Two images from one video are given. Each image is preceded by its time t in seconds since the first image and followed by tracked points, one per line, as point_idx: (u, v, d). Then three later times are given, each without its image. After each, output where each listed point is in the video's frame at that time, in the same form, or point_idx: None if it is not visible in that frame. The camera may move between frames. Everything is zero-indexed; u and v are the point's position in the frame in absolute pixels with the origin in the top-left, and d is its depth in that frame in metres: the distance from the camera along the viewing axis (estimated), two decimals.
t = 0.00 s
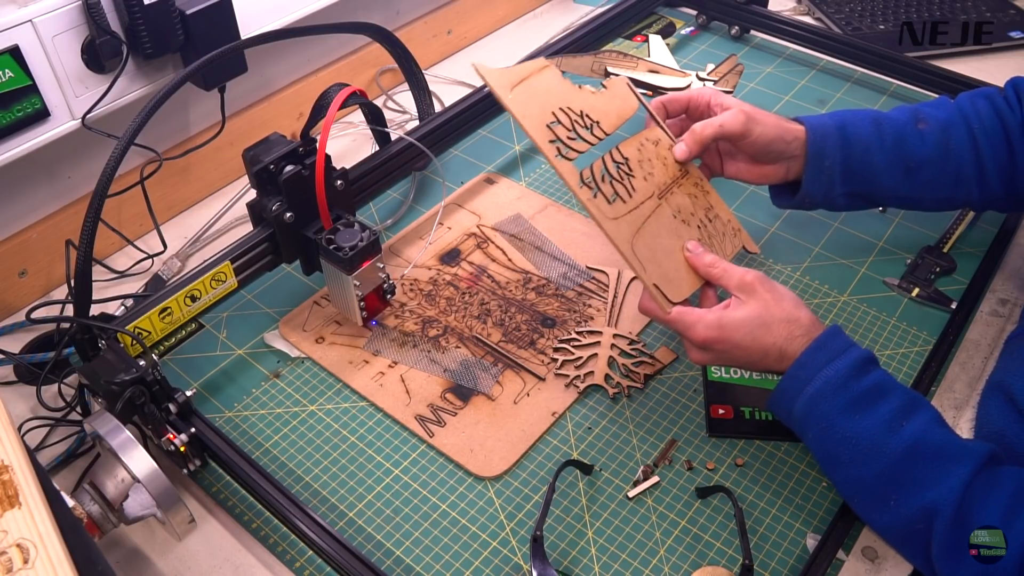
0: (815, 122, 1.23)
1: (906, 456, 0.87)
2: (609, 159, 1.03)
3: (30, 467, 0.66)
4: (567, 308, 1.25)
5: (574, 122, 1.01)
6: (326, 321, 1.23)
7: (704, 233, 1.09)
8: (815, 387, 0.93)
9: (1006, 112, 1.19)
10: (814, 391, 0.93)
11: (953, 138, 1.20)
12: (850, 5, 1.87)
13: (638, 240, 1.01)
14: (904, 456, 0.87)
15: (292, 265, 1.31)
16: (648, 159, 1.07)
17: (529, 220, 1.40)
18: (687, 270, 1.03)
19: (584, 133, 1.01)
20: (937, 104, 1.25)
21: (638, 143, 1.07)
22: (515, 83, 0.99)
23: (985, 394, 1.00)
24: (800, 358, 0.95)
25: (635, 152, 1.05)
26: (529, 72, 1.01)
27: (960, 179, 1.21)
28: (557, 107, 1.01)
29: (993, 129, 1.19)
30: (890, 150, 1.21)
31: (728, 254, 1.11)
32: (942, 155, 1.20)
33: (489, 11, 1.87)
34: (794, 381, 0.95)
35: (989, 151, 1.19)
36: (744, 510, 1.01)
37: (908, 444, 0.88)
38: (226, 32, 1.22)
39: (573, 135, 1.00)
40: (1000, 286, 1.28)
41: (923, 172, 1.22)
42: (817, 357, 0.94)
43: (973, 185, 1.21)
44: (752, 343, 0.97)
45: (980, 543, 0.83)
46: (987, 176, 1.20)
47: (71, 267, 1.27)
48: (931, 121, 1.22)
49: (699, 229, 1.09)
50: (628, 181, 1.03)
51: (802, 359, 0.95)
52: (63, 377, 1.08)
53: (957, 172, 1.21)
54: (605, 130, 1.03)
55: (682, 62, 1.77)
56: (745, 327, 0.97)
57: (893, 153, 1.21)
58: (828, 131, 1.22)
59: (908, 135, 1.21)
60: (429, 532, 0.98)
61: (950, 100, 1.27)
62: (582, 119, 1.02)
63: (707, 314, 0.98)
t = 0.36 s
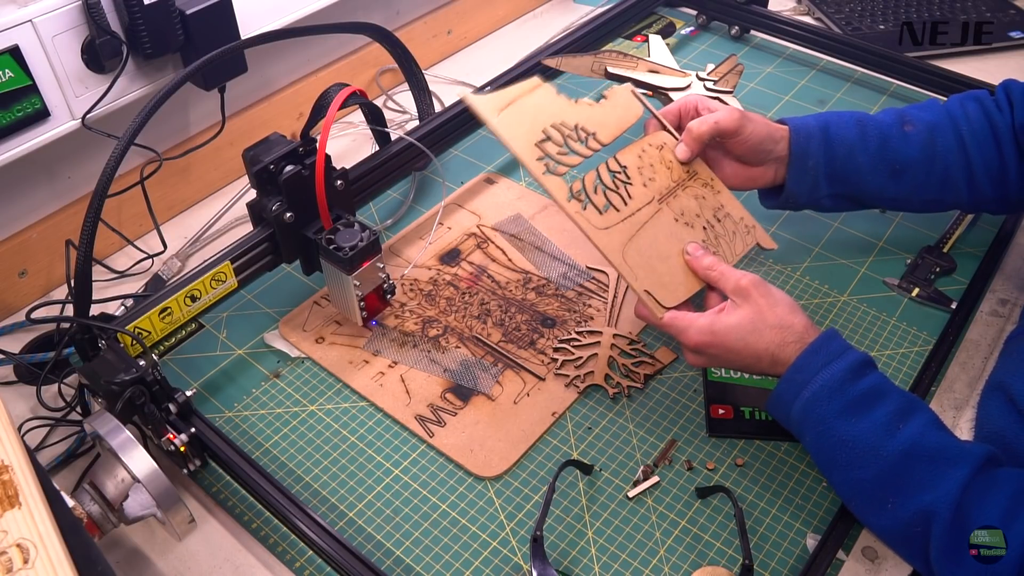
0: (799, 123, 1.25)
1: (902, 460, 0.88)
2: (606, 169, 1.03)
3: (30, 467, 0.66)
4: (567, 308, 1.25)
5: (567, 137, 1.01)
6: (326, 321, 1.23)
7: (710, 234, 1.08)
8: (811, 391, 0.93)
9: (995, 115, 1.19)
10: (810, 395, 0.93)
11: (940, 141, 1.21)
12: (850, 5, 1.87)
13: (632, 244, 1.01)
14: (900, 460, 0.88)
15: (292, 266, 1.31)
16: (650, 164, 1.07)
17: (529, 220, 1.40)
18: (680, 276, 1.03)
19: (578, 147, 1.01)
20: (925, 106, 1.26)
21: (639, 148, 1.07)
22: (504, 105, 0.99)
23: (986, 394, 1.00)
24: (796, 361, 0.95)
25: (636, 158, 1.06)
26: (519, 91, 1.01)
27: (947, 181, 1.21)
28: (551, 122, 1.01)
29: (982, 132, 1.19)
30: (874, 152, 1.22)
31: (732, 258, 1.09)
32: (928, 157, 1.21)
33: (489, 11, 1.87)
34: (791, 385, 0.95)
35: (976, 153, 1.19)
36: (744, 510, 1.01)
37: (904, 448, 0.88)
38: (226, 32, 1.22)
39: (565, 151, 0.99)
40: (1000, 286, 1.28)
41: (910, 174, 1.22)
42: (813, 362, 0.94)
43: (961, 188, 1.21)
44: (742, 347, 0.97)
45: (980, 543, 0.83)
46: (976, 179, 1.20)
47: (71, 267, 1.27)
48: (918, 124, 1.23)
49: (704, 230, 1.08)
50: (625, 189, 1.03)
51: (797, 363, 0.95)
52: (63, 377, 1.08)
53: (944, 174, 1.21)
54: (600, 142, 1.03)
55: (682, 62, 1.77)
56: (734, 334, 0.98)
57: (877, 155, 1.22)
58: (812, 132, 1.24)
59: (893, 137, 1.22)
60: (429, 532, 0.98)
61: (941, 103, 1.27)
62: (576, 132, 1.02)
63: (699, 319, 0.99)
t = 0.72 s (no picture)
0: (804, 135, 1.25)
1: (903, 458, 0.88)
2: (603, 168, 1.03)
3: (30, 467, 0.66)
4: (567, 308, 1.25)
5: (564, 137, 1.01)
6: (326, 321, 1.23)
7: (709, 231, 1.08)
8: (813, 388, 0.93)
9: (997, 120, 1.20)
10: (813, 393, 0.93)
11: (944, 148, 1.21)
12: (850, 5, 1.87)
13: (632, 245, 1.01)
14: (901, 458, 0.88)
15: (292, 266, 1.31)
16: (647, 164, 1.07)
17: (529, 220, 1.40)
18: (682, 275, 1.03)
19: (575, 146, 1.01)
20: (928, 115, 1.27)
21: (636, 148, 1.07)
22: (502, 105, 1.00)
23: (986, 394, 1.00)
24: (798, 360, 0.95)
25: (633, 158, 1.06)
26: (516, 91, 1.01)
27: (953, 188, 1.22)
28: (546, 123, 1.02)
29: (986, 139, 1.20)
30: (880, 162, 1.22)
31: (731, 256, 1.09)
32: (933, 164, 1.21)
33: (489, 11, 1.87)
34: (793, 383, 0.95)
35: (981, 159, 1.19)
36: (744, 510, 1.01)
37: (905, 446, 0.88)
38: (226, 32, 1.22)
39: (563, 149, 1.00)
40: (1000, 286, 1.29)
41: (915, 183, 1.23)
42: (816, 359, 0.94)
43: (966, 194, 1.22)
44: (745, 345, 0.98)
45: (980, 543, 0.83)
46: (981, 185, 1.21)
47: (71, 267, 1.27)
48: (921, 132, 1.23)
49: (703, 229, 1.08)
50: (622, 189, 1.03)
51: (799, 361, 0.95)
52: (63, 377, 1.08)
53: (949, 180, 1.21)
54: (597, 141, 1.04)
55: (682, 62, 1.77)
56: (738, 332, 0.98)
57: (882, 164, 1.22)
58: (817, 144, 1.23)
59: (898, 146, 1.22)
60: (429, 532, 0.98)
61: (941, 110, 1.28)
62: (573, 132, 1.03)
63: (703, 318, 0.99)
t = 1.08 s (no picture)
0: (783, 123, 1.24)
1: (830, 461, 0.85)
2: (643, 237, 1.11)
3: (30, 467, 0.66)
4: (567, 308, 1.25)
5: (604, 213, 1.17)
6: (326, 321, 1.23)
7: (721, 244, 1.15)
8: (736, 393, 0.89)
9: (980, 104, 1.19)
10: (735, 398, 0.89)
11: (925, 133, 1.21)
12: (850, 5, 1.87)
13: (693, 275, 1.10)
14: (829, 460, 0.85)
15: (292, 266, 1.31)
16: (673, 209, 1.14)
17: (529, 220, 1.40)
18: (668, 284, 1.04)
19: (615, 224, 1.17)
20: (910, 98, 1.26)
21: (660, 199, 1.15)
22: (542, 216, 1.16)
23: (983, 395, 0.94)
24: (722, 361, 0.92)
25: (663, 212, 1.13)
26: (547, 194, 1.19)
27: (933, 172, 1.22)
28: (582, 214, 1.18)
29: (968, 121, 1.19)
30: (860, 148, 1.22)
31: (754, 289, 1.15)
32: (913, 149, 1.21)
33: (489, 11, 1.87)
34: (714, 389, 0.91)
35: (961, 143, 1.19)
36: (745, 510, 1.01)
37: (834, 447, 0.85)
38: (226, 32, 1.22)
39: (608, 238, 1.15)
40: (1000, 286, 1.29)
41: (896, 167, 1.23)
42: (737, 361, 0.91)
43: (946, 177, 1.22)
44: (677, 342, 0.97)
45: (979, 543, 0.77)
46: (961, 167, 1.20)
47: (71, 267, 1.27)
48: (902, 116, 1.22)
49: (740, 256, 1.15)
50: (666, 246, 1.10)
51: (721, 365, 0.92)
52: (63, 377, 1.08)
53: (929, 164, 1.21)
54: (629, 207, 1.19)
55: (682, 62, 1.77)
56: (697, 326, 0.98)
57: (862, 150, 1.22)
58: (797, 131, 1.22)
59: (879, 132, 1.21)
60: (429, 532, 0.98)
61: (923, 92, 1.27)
62: (607, 211, 1.18)
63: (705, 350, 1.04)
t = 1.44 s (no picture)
0: (776, 140, 1.24)
1: (827, 457, 0.86)
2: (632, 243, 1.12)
3: (30, 467, 0.66)
4: (567, 308, 1.25)
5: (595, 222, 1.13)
6: (326, 321, 1.23)
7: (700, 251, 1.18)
8: (736, 390, 0.91)
9: (973, 114, 1.19)
10: (735, 395, 0.91)
11: (918, 144, 1.21)
12: (850, 5, 1.87)
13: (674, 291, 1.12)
14: (828, 456, 0.86)
15: (292, 266, 1.31)
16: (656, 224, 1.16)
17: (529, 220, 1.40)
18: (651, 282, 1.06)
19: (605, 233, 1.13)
20: (902, 110, 1.26)
21: (643, 209, 1.17)
22: (535, 221, 1.10)
23: (983, 394, 0.94)
24: (722, 359, 0.94)
25: (647, 221, 1.16)
26: (538, 202, 1.13)
27: (928, 183, 1.22)
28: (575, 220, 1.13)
29: (962, 132, 1.19)
30: (854, 162, 1.22)
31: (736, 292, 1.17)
32: (908, 162, 1.21)
33: (489, 11, 1.87)
34: (714, 386, 0.93)
35: (956, 153, 1.19)
36: (745, 510, 1.01)
37: (833, 443, 0.86)
38: (226, 32, 1.22)
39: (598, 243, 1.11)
40: (1000, 286, 1.29)
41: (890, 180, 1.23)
42: (737, 360, 0.93)
43: (943, 188, 1.21)
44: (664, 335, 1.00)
45: (980, 543, 0.77)
46: (957, 177, 1.20)
47: (71, 267, 1.27)
48: (895, 129, 1.23)
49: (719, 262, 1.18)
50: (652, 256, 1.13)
51: (722, 364, 0.94)
52: (62, 377, 1.08)
53: (925, 176, 1.21)
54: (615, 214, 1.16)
55: (682, 62, 1.77)
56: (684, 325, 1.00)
57: (856, 165, 1.22)
58: (790, 148, 1.23)
59: (872, 145, 1.22)
60: (429, 532, 0.98)
61: (916, 105, 1.27)
62: (595, 217, 1.15)
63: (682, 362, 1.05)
